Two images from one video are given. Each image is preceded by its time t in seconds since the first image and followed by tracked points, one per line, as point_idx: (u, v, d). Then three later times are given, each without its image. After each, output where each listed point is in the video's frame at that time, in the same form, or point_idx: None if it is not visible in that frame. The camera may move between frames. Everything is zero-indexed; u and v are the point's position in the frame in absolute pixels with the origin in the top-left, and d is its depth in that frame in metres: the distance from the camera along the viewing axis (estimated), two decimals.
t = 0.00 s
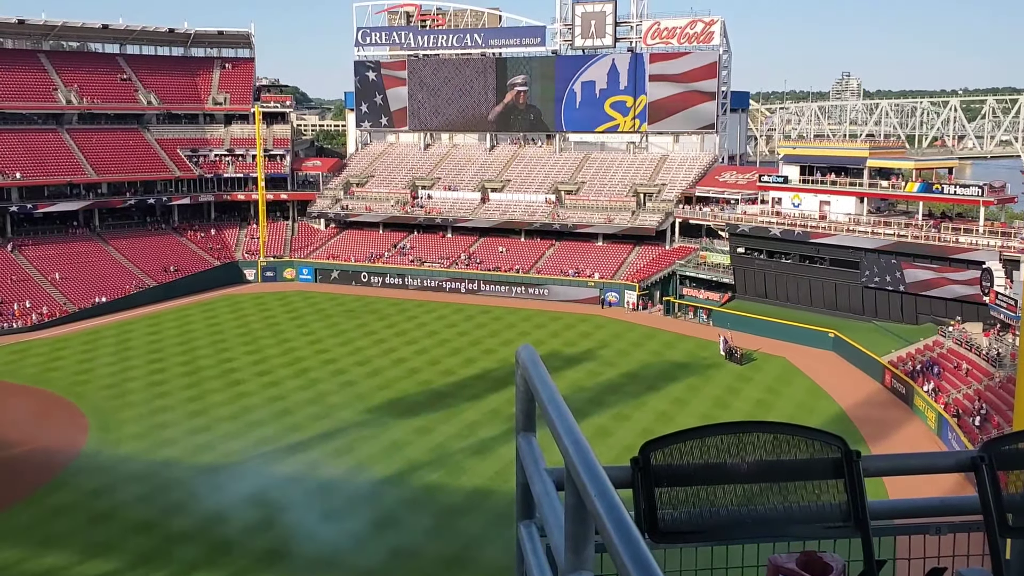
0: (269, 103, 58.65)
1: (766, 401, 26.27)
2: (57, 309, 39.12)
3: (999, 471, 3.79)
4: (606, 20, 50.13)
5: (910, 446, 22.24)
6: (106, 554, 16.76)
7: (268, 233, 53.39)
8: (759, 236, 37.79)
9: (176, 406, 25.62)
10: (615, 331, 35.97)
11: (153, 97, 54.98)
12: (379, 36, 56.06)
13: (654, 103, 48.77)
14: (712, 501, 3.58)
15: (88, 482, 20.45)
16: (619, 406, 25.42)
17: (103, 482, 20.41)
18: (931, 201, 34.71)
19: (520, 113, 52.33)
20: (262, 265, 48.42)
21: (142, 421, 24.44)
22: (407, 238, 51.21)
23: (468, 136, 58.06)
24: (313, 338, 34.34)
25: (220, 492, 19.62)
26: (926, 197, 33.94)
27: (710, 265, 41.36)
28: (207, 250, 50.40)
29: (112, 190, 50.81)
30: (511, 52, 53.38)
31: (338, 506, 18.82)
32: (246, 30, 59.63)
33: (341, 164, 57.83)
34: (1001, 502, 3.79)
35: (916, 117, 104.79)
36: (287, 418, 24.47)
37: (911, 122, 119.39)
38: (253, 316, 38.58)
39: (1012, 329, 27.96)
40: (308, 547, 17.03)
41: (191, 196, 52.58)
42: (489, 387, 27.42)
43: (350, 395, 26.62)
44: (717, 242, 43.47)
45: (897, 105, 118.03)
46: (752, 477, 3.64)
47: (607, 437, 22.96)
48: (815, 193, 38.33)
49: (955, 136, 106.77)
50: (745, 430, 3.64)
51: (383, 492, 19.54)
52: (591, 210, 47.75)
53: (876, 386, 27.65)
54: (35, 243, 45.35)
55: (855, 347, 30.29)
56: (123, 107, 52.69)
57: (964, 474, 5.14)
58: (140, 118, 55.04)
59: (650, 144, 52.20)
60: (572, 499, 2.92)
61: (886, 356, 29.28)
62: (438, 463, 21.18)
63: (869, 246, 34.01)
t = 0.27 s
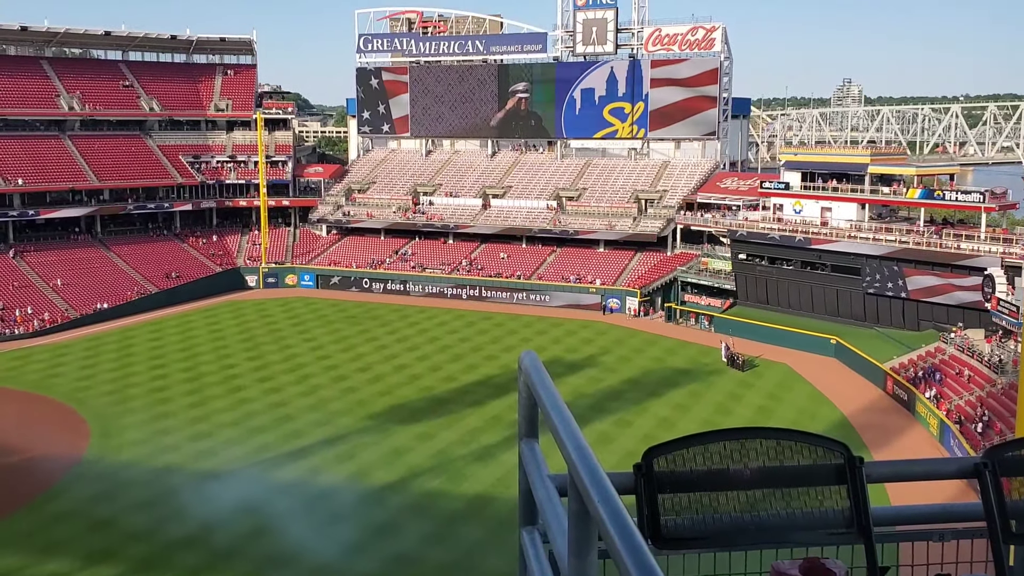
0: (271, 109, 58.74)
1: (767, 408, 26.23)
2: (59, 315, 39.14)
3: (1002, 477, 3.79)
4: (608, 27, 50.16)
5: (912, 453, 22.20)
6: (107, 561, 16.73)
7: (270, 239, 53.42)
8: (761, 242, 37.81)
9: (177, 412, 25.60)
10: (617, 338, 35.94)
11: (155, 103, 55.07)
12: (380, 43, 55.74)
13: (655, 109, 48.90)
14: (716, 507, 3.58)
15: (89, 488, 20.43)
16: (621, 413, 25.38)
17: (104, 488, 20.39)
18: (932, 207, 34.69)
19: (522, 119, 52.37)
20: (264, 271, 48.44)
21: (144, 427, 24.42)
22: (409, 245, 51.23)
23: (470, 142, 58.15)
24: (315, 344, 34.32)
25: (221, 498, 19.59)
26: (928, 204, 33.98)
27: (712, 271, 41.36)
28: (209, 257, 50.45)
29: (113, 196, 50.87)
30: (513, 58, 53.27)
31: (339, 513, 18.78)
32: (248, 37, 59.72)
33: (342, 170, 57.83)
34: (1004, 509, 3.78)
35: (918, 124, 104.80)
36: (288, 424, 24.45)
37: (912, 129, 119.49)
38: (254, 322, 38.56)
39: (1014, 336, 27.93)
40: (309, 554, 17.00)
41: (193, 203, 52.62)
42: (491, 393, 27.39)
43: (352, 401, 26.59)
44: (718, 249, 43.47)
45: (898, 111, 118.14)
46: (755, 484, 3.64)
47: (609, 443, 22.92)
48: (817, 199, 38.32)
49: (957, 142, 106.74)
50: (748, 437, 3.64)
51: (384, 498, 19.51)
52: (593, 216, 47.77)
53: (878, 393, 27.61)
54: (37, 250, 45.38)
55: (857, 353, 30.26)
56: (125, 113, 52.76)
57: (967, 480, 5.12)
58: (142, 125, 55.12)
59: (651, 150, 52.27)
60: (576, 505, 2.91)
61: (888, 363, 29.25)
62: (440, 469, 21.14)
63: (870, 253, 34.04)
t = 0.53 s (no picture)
0: (271, 114, 58.86)
1: (768, 413, 26.20)
2: (59, 320, 39.16)
3: (1003, 483, 3.78)
4: (608, 32, 50.31)
5: (912, 458, 22.18)
6: (105, 565, 16.69)
7: (270, 244, 53.46)
8: (760, 247, 37.82)
9: (177, 417, 25.57)
10: (617, 343, 35.94)
11: (156, 108, 55.18)
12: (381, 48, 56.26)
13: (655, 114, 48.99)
14: (715, 513, 3.56)
15: (88, 492, 20.40)
16: (621, 418, 25.36)
17: (103, 492, 20.37)
18: (933, 213, 34.65)
19: (523, 124, 52.41)
20: (264, 276, 48.45)
21: (143, 431, 24.39)
22: (409, 249, 51.25)
23: (470, 147, 58.25)
24: (315, 348, 34.32)
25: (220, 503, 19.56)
26: (928, 209, 33.95)
27: (712, 276, 41.36)
28: (209, 261, 50.49)
29: (114, 200, 50.97)
30: (513, 64, 53.57)
31: (337, 518, 18.75)
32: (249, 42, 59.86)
33: (343, 174, 57.89)
34: (1005, 515, 3.78)
35: (918, 130, 104.92)
36: (288, 429, 24.43)
37: (912, 134, 119.68)
38: (254, 327, 38.57)
39: (1015, 341, 27.91)
40: (308, 558, 16.97)
41: (193, 207, 52.69)
42: (492, 398, 27.37)
43: (352, 406, 26.58)
44: (719, 254, 43.48)
45: (897, 117, 118.39)
46: (756, 490, 3.63)
47: (609, 448, 22.90)
48: (817, 205, 38.36)
49: (957, 148, 106.80)
50: (748, 443, 3.64)
51: (383, 503, 19.48)
52: (593, 221, 47.80)
53: (878, 398, 27.59)
54: (37, 254, 45.42)
55: (857, 358, 30.23)
56: (126, 117, 52.86)
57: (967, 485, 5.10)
58: (143, 129, 55.22)
59: (651, 155, 52.40)
60: (575, 510, 2.90)
61: (888, 368, 29.23)
62: (440, 475, 21.11)
63: (870, 258, 34.02)
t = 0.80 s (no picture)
0: (272, 119, 58.90)
1: (767, 418, 26.17)
2: (59, 324, 39.15)
3: (1003, 489, 3.78)
4: (609, 38, 50.35)
5: (912, 464, 22.14)
6: (104, 570, 16.66)
7: (270, 248, 53.45)
8: (761, 253, 37.84)
9: (176, 421, 25.55)
10: (617, 348, 35.92)
11: (157, 112, 55.23)
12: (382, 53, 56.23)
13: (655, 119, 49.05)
14: (715, 520, 3.56)
15: (87, 497, 20.37)
16: (621, 423, 25.33)
17: (102, 497, 20.34)
18: (932, 219, 34.68)
19: (523, 129, 52.45)
20: (264, 280, 48.45)
21: (143, 436, 24.37)
22: (409, 254, 51.26)
23: (471, 152, 58.32)
24: (314, 353, 34.30)
25: (219, 507, 19.54)
26: (928, 215, 33.95)
27: (711, 282, 41.36)
28: (209, 266, 50.49)
29: (114, 205, 50.99)
30: (514, 69, 53.43)
31: (337, 523, 18.72)
32: (250, 47, 59.91)
33: (343, 179, 57.85)
34: (1006, 522, 3.77)
35: (919, 136, 104.99)
36: (287, 434, 24.40)
37: (911, 140, 119.84)
38: (254, 331, 38.55)
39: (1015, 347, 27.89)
40: (308, 563, 16.94)
41: (194, 212, 52.71)
42: (491, 403, 27.34)
43: (351, 411, 26.55)
44: (719, 260, 43.48)
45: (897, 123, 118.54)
46: (755, 496, 3.62)
47: (609, 453, 22.86)
48: (817, 210, 38.38)
49: (957, 154, 106.84)
50: (748, 448, 3.63)
51: (382, 508, 19.45)
52: (594, 226, 47.79)
53: (878, 404, 27.57)
54: (37, 258, 45.42)
55: (857, 364, 30.21)
56: (126, 122, 52.92)
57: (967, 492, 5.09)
58: (144, 134, 55.27)
59: (652, 161, 52.48)
60: (574, 516, 2.90)
61: (888, 374, 29.22)
62: (439, 480, 21.07)
63: (870, 263, 34.01)
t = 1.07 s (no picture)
0: (271, 123, 58.90)
1: (766, 424, 26.15)
2: (57, 328, 39.12)
3: (1002, 496, 3.77)
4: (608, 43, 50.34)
5: (912, 470, 22.10)
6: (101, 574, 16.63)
7: (268, 253, 53.43)
8: (759, 258, 37.83)
9: (175, 426, 25.52)
10: (616, 353, 35.91)
11: (156, 116, 55.26)
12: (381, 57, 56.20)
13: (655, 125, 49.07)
14: (714, 525, 3.55)
15: (85, 501, 20.33)
16: (620, 428, 25.29)
17: (100, 501, 20.31)
18: (932, 224, 34.72)
19: (523, 133, 52.41)
20: (262, 285, 48.44)
21: (141, 440, 24.34)
22: (408, 259, 51.23)
23: (470, 157, 58.38)
24: (313, 358, 34.27)
25: (218, 511, 19.54)
26: (927, 220, 33.96)
27: (711, 287, 41.35)
28: (208, 270, 50.46)
29: (114, 209, 50.99)
30: (514, 74, 53.65)
31: (335, 528, 18.69)
32: (249, 51, 59.91)
33: (342, 184, 57.78)
34: (1004, 528, 3.76)
35: (917, 141, 105.19)
36: (286, 439, 24.38)
37: (910, 145, 119.94)
38: (252, 336, 38.53)
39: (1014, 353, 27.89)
40: (306, 568, 16.91)
41: (193, 216, 52.71)
42: (490, 408, 27.32)
43: (350, 416, 26.52)
44: (718, 265, 43.48)
45: (896, 129, 118.68)
46: (753, 502, 3.62)
47: (607, 459, 22.82)
48: (816, 215, 38.37)
49: (956, 159, 107.01)
50: (748, 453, 3.63)
51: (381, 513, 19.41)
52: (593, 231, 47.74)
53: (877, 409, 27.55)
54: (36, 262, 45.40)
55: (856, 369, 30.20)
56: (126, 126, 52.93)
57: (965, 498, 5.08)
58: (143, 138, 55.29)
59: (651, 166, 52.56)
60: (571, 522, 2.90)
61: (887, 379, 29.21)
62: (438, 485, 21.04)
63: (869, 269, 33.99)
